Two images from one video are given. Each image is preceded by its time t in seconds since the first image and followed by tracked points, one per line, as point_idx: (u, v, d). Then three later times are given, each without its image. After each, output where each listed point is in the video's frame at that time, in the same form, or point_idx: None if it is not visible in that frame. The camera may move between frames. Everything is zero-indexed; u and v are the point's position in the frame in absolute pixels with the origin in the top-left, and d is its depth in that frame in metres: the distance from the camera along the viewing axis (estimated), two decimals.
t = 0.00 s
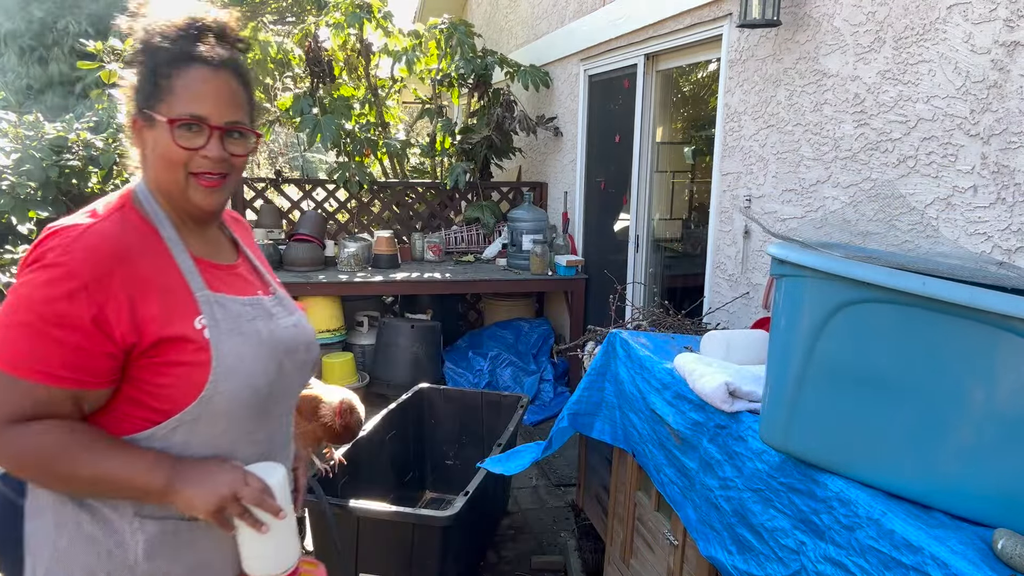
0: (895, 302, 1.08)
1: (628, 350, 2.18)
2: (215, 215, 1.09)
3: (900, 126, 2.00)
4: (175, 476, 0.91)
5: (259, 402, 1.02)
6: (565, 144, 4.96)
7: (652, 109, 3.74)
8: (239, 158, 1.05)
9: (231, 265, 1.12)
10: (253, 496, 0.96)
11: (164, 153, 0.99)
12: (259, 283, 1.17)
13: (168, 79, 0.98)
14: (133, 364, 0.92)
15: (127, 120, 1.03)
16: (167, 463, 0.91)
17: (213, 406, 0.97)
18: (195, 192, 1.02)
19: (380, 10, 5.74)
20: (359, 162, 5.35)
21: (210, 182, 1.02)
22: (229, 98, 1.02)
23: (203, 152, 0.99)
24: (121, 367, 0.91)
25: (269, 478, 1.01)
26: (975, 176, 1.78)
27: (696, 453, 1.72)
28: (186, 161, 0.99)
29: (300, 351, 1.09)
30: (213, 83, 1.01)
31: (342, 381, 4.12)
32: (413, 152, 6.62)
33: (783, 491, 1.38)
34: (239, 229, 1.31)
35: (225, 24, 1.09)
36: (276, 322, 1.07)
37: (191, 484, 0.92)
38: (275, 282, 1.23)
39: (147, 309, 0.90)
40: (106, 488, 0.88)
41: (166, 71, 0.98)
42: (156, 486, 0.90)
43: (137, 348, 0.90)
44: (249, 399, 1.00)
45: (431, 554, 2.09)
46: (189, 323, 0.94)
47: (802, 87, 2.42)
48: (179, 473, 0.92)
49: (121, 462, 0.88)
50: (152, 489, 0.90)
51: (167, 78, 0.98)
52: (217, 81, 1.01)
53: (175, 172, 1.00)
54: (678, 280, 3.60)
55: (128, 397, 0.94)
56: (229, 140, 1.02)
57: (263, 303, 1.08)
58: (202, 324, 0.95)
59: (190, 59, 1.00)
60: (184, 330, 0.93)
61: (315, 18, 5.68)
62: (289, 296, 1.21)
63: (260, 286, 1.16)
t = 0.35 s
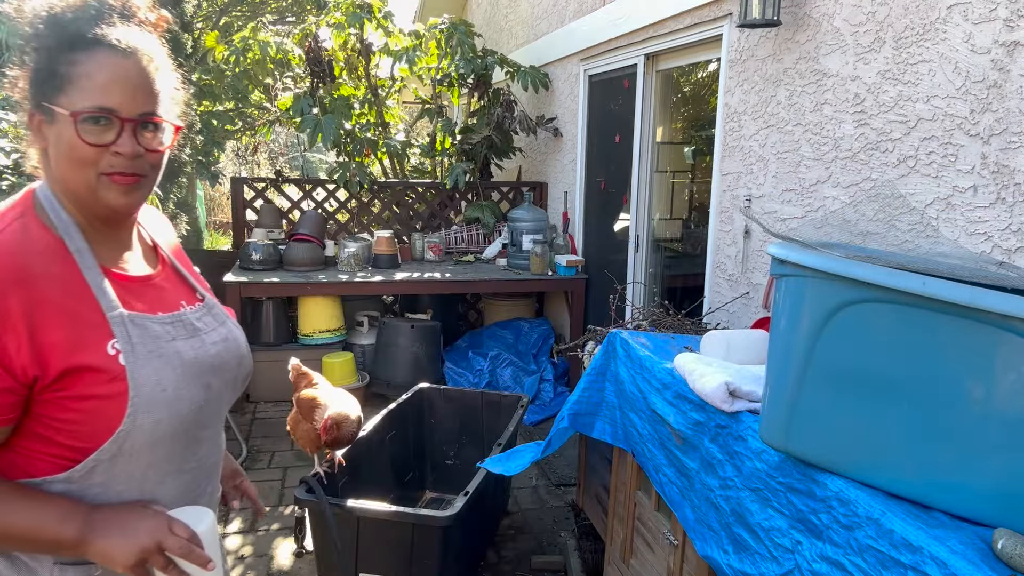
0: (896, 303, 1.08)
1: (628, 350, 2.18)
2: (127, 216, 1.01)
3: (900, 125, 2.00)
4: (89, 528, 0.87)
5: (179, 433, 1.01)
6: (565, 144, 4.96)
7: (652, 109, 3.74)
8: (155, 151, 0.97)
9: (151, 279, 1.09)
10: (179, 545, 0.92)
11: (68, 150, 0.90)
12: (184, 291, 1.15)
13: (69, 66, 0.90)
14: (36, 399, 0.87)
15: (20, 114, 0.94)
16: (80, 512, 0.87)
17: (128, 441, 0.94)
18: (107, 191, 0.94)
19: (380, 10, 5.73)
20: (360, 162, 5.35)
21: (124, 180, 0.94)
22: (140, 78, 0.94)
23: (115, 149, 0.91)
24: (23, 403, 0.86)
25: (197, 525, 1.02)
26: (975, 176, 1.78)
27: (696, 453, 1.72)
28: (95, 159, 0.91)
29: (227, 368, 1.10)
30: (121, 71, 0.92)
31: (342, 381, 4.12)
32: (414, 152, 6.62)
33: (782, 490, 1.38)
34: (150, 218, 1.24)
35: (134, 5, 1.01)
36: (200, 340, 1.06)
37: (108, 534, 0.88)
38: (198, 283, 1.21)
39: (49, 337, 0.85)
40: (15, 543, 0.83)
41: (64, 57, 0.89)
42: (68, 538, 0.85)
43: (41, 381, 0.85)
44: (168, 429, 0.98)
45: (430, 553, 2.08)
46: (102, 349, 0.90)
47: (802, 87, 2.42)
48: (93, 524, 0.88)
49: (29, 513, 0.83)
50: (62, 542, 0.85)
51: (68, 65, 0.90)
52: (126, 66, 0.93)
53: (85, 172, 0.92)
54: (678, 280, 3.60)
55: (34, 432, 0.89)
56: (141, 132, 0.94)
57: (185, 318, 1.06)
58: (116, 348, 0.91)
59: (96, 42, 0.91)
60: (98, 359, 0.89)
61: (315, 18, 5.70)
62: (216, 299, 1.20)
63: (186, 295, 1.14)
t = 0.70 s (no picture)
0: (894, 303, 1.08)
1: (628, 350, 2.19)
2: (91, 217, 1.01)
3: (900, 125, 2.00)
4: (77, 538, 0.87)
5: (161, 435, 1.01)
6: (565, 144, 4.96)
7: (652, 109, 3.74)
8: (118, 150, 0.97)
9: (122, 279, 1.06)
10: (169, 549, 0.93)
11: (29, 151, 0.90)
12: (157, 291, 1.13)
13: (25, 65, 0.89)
14: (14, 409, 0.86)
15: None
16: (67, 522, 0.87)
17: (114, 445, 0.95)
18: (68, 193, 0.94)
19: (380, 11, 5.69)
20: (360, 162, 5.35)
21: (86, 181, 0.94)
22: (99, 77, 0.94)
23: (77, 150, 0.91)
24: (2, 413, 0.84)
25: (185, 529, 1.05)
26: (975, 176, 1.78)
27: (689, 453, 1.72)
28: (56, 160, 0.91)
29: (204, 366, 1.10)
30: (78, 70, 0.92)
31: (342, 381, 4.12)
32: (414, 152, 6.63)
33: (780, 490, 1.38)
34: (118, 222, 1.22)
35: None
36: (177, 340, 1.05)
37: (96, 543, 0.88)
38: (170, 283, 1.19)
39: (25, 345, 0.83)
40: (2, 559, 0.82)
41: (16, 54, 0.88)
42: (55, 549, 0.85)
43: (19, 391, 0.84)
44: (152, 431, 0.99)
45: (430, 553, 2.08)
46: (79, 354, 0.89)
47: (802, 87, 2.42)
48: (80, 532, 0.88)
49: (16, 526, 0.82)
50: (50, 553, 0.85)
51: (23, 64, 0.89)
52: (83, 65, 0.92)
53: (44, 174, 0.92)
54: (678, 280, 3.60)
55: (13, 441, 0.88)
56: (101, 131, 0.94)
57: (159, 317, 1.04)
58: (93, 354, 0.90)
59: (50, 40, 0.90)
60: (77, 365, 0.88)
61: (315, 18, 5.69)
62: (189, 298, 1.18)
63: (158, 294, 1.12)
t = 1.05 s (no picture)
0: (894, 302, 1.08)
1: (628, 350, 2.19)
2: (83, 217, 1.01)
3: (900, 125, 2.00)
4: (88, 531, 0.87)
5: (162, 429, 1.02)
6: (565, 144, 4.96)
7: (652, 108, 3.74)
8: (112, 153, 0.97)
9: (113, 276, 1.06)
10: (181, 536, 0.93)
11: (24, 153, 0.90)
12: (148, 289, 1.13)
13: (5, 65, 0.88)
14: (18, 408, 0.85)
15: None
16: (78, 516, 0.87)
17: (118, 440, 0.95)
18: (62, 194, 0.94)
19: (380, 11, 5.69)
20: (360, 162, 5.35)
21: (81, 182, 0.95)
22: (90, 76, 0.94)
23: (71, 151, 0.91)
24: (6, 413, 0.84)
25: (195, 515, 1.11)
26: (975, 176, 1.78)
27: (690, 452, 1.72)
28: (50, 161, 0.91)
29: (200, 360, 1.10)
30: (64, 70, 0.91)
31: (342, 381, 4.12)
32: (414, 152, 6.63)
33: (776, 489, 1.38)
34: (108, 223, 1.22)
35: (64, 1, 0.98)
36: (173, 334, 1.05)
37: (109, 535, 0.88)
38: (161, 282, 1.19)
39: (28, 344, 0.83)
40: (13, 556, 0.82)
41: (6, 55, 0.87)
42: (69, 544, 0.85)
43: (25, 390, 0.84)
44: (154, 424, 0.99)
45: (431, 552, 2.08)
46: (81, 350, 0.89)
47: (802, 87, 2.42)
48: (92, 525, 0.88)
49: (27, 523, 0.82)
50: (64, 548, 0.85)
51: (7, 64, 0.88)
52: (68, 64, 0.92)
53: (38, 175, 0.92)
54: (678, 280, 3.61)
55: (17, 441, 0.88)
56: (95, 131, 0.94)
57: (155, 313, 1.05)
58: (95, 350, 0.90)
59: (42, 40, 0.90)
60: (81, 361, 0.88)
61: (315, 18, 5.69)
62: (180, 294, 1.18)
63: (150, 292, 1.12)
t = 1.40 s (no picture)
0: (892, 302, 1.09)
1: (628, 350, 2.19)
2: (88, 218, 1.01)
3: (900, 125, 2.00)
4: (79, 534, 0.87)
5: (156, 430, 1.01)
6: (565, 143, 4.96)
7: (652, 108, 3.74)
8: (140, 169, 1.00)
9: (108, 278, 1.06)
10: (172, 540, 0.93)
11: (77, 163, 0.90)
12: (145, 289, 1.13)
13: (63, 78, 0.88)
14: (12, 408, 0.86)
15: None
16: (70, 518, 0.88)
17: (110, 442, 0.94)
18: (102, 203, 0.96)
19: (380, 11, 5.69)
20: (360, 162, 5.35)
21: (119, 192, 0.97)
22: (134, 92, 0.97)
23: (125, 165, 0.95)
24: None
25: (187, 520, 1.08)
26: (975, 176, 1.78)
27: (700, 454, 1.71)
28: (103, 174, 0.93)
29: (196, 362, 1.10)
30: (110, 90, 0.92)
31: (342, 381, 4.12)
32: (414, 152, 6.63)
33: (784, 490, 1.38)
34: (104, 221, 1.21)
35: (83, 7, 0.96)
36: (168, 336, 1.05)
37: (101, 537, 0.89)
38: (158, 281, 1.18)
39: (21, 345, 0.83)
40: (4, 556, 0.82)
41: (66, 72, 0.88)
42: (60, 545, 0.86)
43: (17, 390, 0.84)
44: (148, 427, 0.99)
45: (429, 553, 2.08)
46: (75, 352, 0.89)
47: (802, 87, 2.42)
48: (84, 527, 0.88)
49: (19, 524, 0.82)
50: (55, 549, 0.85)
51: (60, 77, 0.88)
52: (109, 83, 0.92)
53: (86, 186, 0.93)
54: (678, 280, 3.61)
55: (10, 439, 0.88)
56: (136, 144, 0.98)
57: (151, 315, 1.04)
58: (88, 352, 0.90)
59: (99, 59, 0.91)
60: (73, 363, 0.88)
61: (315, 18, 5.69)
62: (177, 294, 1.18)
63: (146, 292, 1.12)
